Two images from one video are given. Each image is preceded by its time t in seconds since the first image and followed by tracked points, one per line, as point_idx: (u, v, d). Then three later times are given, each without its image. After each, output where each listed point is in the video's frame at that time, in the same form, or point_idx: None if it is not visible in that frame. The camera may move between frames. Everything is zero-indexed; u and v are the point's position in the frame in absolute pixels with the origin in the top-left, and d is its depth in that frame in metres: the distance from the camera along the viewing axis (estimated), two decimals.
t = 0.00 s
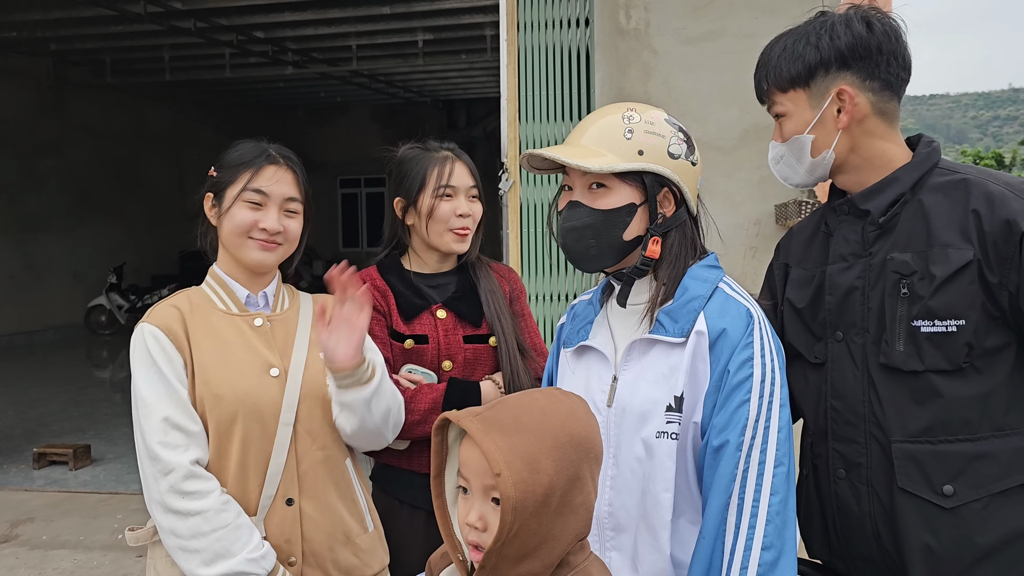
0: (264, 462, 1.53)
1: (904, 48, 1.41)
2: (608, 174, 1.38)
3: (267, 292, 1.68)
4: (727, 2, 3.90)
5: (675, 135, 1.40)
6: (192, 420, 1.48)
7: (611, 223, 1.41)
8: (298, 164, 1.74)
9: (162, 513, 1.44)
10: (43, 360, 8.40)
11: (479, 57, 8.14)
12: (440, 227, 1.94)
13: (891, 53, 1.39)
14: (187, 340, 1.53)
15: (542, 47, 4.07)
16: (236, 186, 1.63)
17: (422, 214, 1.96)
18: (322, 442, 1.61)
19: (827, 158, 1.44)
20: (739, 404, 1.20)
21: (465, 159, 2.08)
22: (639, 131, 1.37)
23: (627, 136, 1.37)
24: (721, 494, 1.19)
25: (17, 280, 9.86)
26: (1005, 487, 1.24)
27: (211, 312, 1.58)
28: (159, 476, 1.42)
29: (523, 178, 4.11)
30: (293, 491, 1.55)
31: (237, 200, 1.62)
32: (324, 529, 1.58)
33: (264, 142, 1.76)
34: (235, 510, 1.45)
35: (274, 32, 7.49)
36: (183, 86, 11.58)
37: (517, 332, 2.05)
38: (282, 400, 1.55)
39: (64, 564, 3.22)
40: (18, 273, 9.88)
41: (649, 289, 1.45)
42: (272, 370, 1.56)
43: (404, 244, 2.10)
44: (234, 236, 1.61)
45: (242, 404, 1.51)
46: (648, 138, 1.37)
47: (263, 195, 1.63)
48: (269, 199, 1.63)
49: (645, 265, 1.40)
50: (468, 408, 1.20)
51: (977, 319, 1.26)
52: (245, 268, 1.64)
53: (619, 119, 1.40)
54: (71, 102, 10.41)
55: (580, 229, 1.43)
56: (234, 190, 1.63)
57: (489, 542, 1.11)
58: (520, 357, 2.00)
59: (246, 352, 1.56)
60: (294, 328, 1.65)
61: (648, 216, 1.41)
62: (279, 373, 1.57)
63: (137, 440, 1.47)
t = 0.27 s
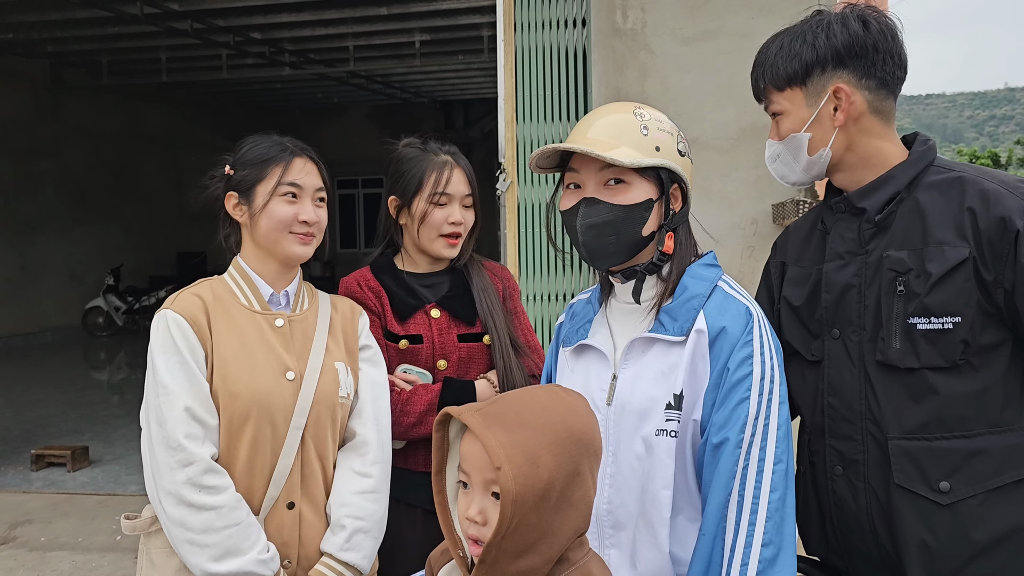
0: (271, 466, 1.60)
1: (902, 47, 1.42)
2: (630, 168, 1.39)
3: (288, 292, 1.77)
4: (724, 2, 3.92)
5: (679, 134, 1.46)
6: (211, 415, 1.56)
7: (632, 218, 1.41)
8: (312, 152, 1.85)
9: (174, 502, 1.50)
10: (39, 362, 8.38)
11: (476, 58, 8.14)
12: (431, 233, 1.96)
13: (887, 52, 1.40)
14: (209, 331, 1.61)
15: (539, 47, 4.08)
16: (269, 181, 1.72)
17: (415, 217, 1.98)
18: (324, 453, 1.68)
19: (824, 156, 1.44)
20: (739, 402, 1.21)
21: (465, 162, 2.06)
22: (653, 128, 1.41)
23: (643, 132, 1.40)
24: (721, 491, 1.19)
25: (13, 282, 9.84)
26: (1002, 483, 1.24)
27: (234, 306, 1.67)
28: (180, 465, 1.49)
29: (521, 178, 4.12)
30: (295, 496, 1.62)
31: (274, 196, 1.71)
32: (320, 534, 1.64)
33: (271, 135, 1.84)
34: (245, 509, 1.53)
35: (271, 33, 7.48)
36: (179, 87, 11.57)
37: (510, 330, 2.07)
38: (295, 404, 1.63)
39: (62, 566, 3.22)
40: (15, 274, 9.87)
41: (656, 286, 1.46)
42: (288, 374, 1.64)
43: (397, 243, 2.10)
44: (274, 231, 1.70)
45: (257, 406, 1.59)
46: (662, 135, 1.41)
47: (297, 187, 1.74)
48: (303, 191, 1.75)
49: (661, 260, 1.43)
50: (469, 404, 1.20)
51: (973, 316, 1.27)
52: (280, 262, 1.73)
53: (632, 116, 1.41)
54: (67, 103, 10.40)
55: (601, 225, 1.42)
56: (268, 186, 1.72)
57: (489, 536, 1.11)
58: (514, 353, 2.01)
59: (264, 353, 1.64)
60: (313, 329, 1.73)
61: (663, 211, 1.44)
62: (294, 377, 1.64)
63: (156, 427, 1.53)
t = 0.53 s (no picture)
0: (269, 475, 1.61)
1: (890, 55, 1.43)
2: (626, 176, 1.43)
3: (280, 299, 1.78)
4: (716, 5, 3.94)
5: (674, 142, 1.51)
6: (207, 426, 1.57)
7: (630, 225, 1.45)
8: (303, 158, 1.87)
9: (174, 516, 1.51)
10: (33, 366, 8.35)
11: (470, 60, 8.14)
12: (438, 230, 1.97)
13: (876, 60, 1.41)
14: (202, 343, 1.62)
15: (533, 50, 4.09)
16: (268, 188, 1.73)
17: (419, 218, 1.98)
18: (321, 459, 1.69)
19: (814, 162, 1.47)
20: (735, 409, 1.24)
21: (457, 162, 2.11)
22: (648, 136, 1.45)
23: (639, 140, 1.44)
24: (717, 498, 1.23)
25: (6, 285, 9.81)
26: (990, 486, 1.26)
27: (227, 316, 1.67)
28: (177, 480, 1.50)
29: (514, 181, 4.13)
30: (294, 502, 1.63)
31: (275, 201, 1.72)
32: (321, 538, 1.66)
33: (260, 142, 1.85)
34: (246, 519, 1.55)
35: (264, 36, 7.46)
36: (172, 89, 11.54)
37: (506, 338, 2.08)
38: (292, 411, 1.64)
39: (58, 572, 3.21)
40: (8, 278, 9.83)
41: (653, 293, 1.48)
42: (283, 382, 1.65)
43: (396, 248, 2.11)
44: (274, 237, 1.71)
45: (254, 415, 1.60)
46: (658, 142, 1.45)
47: (296, 193, 1.76)
48: (301, 196, 1.77)
49: (659, 265, 1.46)
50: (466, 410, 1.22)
51: (961, 321, 1.29)
52: (276, 268, 1.75)
53: (627, 124, 1.46)
54: (60, 106, 10.37)
55: (600, 232, 1.46)
56: (268, 192, 1.73)
57: (486, 540, 1.13)
58: (510, 362, 2.02)
59: (259, 362, 1.65)
60: (306, 336, 1.74)
61: (659, 218, 1.48)
62: (289, 385, 1.65)
63: (154, 443, 1.55)
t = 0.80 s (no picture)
0: (277, 481, 1.60)
1: (902, 53, 1.44)
2: (639, 175, 1.44)
3: (281, 302, 1.76)
4: (714, 4, 3.94)
5: (687, 141, 1.52)
6: (212, 434, 1.55)
7: (642, 224, 1.46)
8: (309, 164, 1.84)
9: (182, 527, 1.50)
10: (26, 371, 8.28)
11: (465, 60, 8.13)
12: (446, 230, 1.96)
13: (890, 57, 1.42)
14: (205, 349, 1.60)
15: (530, 50, 4.09)
16: (274, 195, 1.71)
17: (425, 219, 1.98)
18: (327, 462, 1.67)
19: (826, 159, 1.46)
20: (752, 412, 1.30)
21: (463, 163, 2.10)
22: (662, 136, 1.46)
23: (653, 139, 1.45)
24: (735, 500, 1.28)
25: None
26: (1003, 484, 1.26)
27: (230, 321, 1.66)
28: (185, 490, 1.49)
29: (513, 182, 4.13)
30: (303, 507, 1.62)
31: (279, 210, 1.70)
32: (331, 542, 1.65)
33: (267, 143, 1.82)
34: (255, 526, 1.53)
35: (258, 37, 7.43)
36: (165, 91, 11.48)
37: (512, 339, 2.08)
38: (298, 416, 1.62)
39: None
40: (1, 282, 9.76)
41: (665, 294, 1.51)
42: (288, 387, 1.63)
43: (400, 249, 2.10)
44: (276, 245, 1.69)
45: (260, 421, 1.58)
46: (671, 142, 1.47)
47: (300, 202, 1.73)
48: (305, 205, 1.74)
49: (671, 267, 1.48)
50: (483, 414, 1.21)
51: (973, 318, 1.28)
52: (278, 276, 1.73)
53: (640, 123, 1.47)
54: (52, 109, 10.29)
55: (611, 232, 1.47)
56: (272, 199, 1.70)
57: (506, 545, 1.13)
58: (515, 363, 2.01)
59: (264, 368, 1.63)
60: (309, 339, 1.72)
61: (671, 218, 1.50)
62: (294, 389, 1.64)
63: (159, 453, 1.53)
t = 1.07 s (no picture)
0: (285, 485, 1.59)
1: (917, 46, 1.45)
2: (646, 173, 1.44)
3: (292, 306, 1.76)
4: (715, 2, 3.94)
5: (696, 139, 1.51)
6: (220, 437, 1.55)
7: (648, 223, 1.46)
8: (302, 159, 1.79)
9: (189, 531, 1.49)
10: (30, 378, 8.28)
11: (464, 62, 8.13)
12: (453, 230, 1.95)
13: (907, 49, 1.43)
14: (214, 353, 1.60)
15: (531, 50, 4.08)
16: (250, 195, 1.69)
17: (432, 221, 1.97)
18: (335, 468, 1.67)
19: (844, 151, 1.45)
20: (766, 411, 1.29)
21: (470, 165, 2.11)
22: (670, 133, 1.46)
23: (660, 137, 1.44)
24: (749, 501, 1.27)
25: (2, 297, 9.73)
26: (1017, 480, 1.25)
27: (239, 325, 1.65)
28: (191, 493, 1.48)
29: (516, 182, 4.13)
30: (311, 513, 1.61)
31: (255, 209, 1.68)
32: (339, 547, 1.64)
33: (262, 144, 1.81)
34: (262, 531, 1.52)
35: (258, 42, 7.44)
36: (165, 97, 11.50)
37: (522, 340, 2.07)
38: (306, 421, 1.61)
39: None
40: (4, 290, 9.77)
41: (675, 292, 1.51)
42: (296, 391, 1.63)
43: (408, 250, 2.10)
44: (259, 245, 1.67)
45: (268, 426, 1.57)
46: (679, 140, 1.46)
47: (278, 199, 1.69)
48: (285, 201, 1.70)
49: (678, 265, 1.48)
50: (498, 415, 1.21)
51: (985, 312, 1.27)
52: (271, 274, 1.70)
53: (649, 121, 1.46)
54: (53, 116, 10.32)
55: (618, 230, 1.47)
56: (249, 200, 1.69)
57: (523, 548, 1.12)
58: (526, 363, 2.01)
59: (272, 372, 1.63)
60: (319, 342, 1.72)
61: (680, 216, 1.48)
62: (303, 393, 1.63)
63: (166, 455, 1.52)
